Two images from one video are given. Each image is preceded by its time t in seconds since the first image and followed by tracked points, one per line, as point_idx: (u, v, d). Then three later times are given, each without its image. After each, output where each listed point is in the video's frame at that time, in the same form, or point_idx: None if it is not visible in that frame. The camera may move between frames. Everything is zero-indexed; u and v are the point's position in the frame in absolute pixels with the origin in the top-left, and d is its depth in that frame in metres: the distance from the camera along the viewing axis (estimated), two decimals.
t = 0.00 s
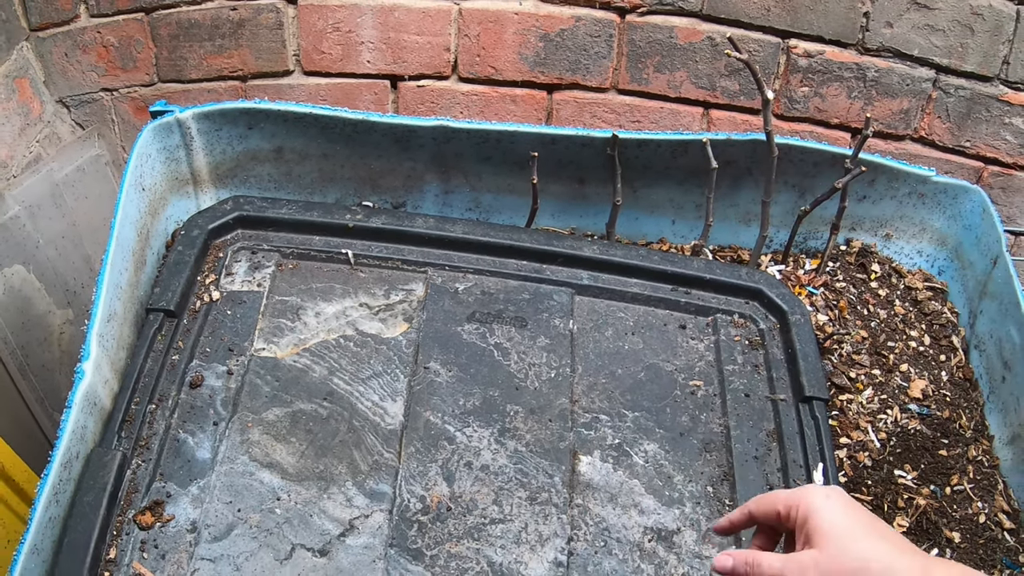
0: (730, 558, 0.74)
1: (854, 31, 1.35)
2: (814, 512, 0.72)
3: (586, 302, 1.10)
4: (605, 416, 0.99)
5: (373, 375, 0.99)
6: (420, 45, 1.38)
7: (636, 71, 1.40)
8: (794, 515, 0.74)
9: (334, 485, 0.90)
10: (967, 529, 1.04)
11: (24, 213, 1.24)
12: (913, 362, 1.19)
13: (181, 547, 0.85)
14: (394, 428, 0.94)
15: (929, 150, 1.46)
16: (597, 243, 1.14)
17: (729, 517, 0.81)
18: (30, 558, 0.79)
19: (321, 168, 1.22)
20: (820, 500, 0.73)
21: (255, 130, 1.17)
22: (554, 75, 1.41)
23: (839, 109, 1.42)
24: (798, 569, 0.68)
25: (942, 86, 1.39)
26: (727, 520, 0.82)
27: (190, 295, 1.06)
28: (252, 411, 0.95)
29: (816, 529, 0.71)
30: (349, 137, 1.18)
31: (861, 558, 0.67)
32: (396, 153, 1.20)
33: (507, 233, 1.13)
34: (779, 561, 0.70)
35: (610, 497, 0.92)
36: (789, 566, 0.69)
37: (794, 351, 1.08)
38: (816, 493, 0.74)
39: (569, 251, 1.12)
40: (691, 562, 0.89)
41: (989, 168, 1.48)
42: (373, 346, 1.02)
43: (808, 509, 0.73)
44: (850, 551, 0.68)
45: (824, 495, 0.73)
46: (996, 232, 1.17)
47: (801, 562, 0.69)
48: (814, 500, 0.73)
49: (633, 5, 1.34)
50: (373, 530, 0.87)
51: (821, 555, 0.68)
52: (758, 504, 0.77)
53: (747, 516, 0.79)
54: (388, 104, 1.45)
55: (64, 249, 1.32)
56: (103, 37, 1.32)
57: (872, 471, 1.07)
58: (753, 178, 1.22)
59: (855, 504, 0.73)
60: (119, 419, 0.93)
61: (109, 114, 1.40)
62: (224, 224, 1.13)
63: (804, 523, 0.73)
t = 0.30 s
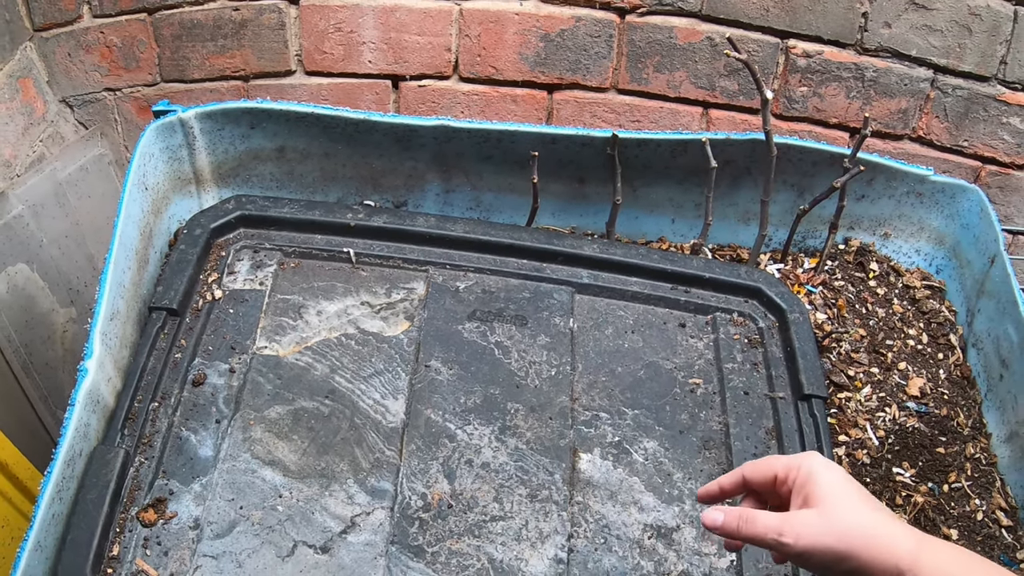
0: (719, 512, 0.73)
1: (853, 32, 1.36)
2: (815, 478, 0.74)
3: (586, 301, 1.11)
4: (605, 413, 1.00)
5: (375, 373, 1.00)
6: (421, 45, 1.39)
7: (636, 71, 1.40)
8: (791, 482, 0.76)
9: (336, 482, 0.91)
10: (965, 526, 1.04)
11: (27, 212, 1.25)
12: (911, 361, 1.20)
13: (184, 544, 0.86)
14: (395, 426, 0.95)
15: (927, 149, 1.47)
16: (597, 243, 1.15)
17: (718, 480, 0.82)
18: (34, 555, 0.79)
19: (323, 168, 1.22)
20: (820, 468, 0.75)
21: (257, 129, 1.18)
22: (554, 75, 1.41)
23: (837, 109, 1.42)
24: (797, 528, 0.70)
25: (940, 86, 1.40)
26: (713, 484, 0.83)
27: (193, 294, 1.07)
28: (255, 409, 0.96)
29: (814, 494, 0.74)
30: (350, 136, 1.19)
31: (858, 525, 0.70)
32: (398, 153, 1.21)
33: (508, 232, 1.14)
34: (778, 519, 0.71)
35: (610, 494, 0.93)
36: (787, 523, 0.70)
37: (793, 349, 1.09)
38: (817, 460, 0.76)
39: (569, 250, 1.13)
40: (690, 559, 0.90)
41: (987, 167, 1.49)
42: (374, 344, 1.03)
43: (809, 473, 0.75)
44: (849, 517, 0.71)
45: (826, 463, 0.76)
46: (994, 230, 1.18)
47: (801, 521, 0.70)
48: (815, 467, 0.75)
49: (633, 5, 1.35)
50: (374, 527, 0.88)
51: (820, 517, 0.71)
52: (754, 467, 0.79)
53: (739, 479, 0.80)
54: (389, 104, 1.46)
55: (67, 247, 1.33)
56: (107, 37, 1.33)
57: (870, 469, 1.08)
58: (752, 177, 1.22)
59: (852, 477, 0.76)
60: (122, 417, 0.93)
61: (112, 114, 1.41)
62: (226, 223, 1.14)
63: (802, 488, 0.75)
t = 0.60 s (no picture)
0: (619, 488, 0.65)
1: (851, 32, 1.36)
2: (722, 460, 0.67)
3: (586, 299, 1.12)
4: (605, 411, 1.00)
5: (376, 371, 1.00)
6: (422, 45, 1.40)
7: (636, 71, 1.41)
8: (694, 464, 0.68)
9: (338, 479, 0.91)
10: (963, 523, 1.05)
11: (31, 211, 1.26)
12: (909, 359, 1.21)
13: (186, 541, 0.86)
14: (397, 424, 0.96)
15: (925, 149, 1.48)
16: (597, 242, 1.15)
17: (622, 457, 0.74)
18: (37, 551, 0.80)
19: (325, 167, 1.23)
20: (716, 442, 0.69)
21: (259, 129, 1.18)
22: (555, 75, 1.42)
23: (836, 109, 1.43)
24: (706, 498, 0.63)
25: (938, 86, 1.40)
26: (614, 460, 0.74)
27: (196, 292, 1.08)
28: (256, 407, 0.97)
29: (719, 471, 0.67)
30: (352, 136, 1.19)
31: (768, 504, 0.63)
32: (399, 152, 1.21)
33: (508, 231, 1.14)
34: (687, 490, 0.63)
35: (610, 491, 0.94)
36: (696, 493, 0.63)
37: (792, 347, 1.09)
38: (722, 443, 0.69)
39: (569, 249, 1.13)
40: (690, 556, 0.91)
41: (984, 167, 1.50)
42: (376, 342, 1.03)
43: (715, 454, 0.68)
44: (760, 495, 0.63)
45: (735, 448, 0.69)
46: (991, 229, 1.18)
47: (709, 491, 0.63)
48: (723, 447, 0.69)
49: (633, 6, 1.36)
50: (376, 524, 0.88)
51: (727, 489, 0.64)
52: (659, 442, 0.71)
53: (641, 455, 0.73)
54: (390, 103, 1.47)
55: (70, 247, 1.34)
56: (110, 37, 1.33)
57: (869, 466, 1.09)
58: (751, 177, 1.23)
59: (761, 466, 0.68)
60: (125, 415, 0.94)
61: (115, 114, 1.42)
62: (229, 222, 1.15)
63: (704, 466, 0.68)
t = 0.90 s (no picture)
0: None
1: (849, 32, 1.37)
2: None
3: (586, 298, 1.13)
4: (605, 409, 1.01)
5: (378, 369, 1.01)
6: (423, 46, 1.40)
7: (636, 71, 1.41)
8: None
9: (340, 477, 0.92)
10: (961, 520, 1.06)
11: (35, 210, 1.27)
12: (907, 357, 1.21)
13: (189, 538, 0.87)
14: (398, 422, 0.97)
15: (923, 148, 1.48)
16: (597, 240, 1.16)
17: None
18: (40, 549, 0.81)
19: (326, 166, 1.24)
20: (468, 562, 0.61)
21: (262, 129, 1.19)
22: (555, 75, 1.43)
23: (834, 109, 1.44)
24: None
25: (936, 86, 1.41)
26: None
27: (198, 291, 1.09)
28: (259, 405, 0.97)
29: None
30: (353, 135, 1.20)
31: None
32: (400, 152, 1.22)
33: (509, 230, 1.15)
34: None
35: (610, 489, 0.95)
36: None
37: (790, 345, 1.10)
38: None
39: (570, 248, 1.14)
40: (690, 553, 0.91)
41: (982, 166, 1.51)
42: (377, 340, 1.04)
43: None
44: None
45: None
46: (989, 228, 1.19)
47: None
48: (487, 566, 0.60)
49: (633, 6, 1.36)
50: (377, 521, 0.89)
51: None
52: None
53: None
54: (392, 103, 1.47)
55: (74, 245, 1.35)
56: (113, 37, 1.34)
57: (867, 464, 1.09)
58: (751, 176, 1.24)
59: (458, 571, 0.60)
60: (128, 412, 0.95)
61: (118, 113, 1.42)
62: (231, 221, 1.15)
63: None
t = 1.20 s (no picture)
0: None
1: (848, 32, 1.37)
2: None
3: (586, 296, 1.13)
4: (605, 407, 1.02)
5: (379, 367, 1.02)
6: (424, 46, 1.41)
7: (636, 71, 1.42)
8: None
9: (341, 474, 0.93)
10: (959, 517, 1.07)
11: (39, 209, 1.27)
12: (905, 355, 1.22)
13: (192, 535, 0.88)
14: (399, 419, 0.97)
15: (921, 148, 1.49)
16: (597, 239, 1.17)
17: None
18: (44, 545, 0.81)
19: (328, 166, 1.25)
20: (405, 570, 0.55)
21: (264, 128, 1.20)
22: (556, 75, 1.43)
23: (833, 109, 1.44)
24: None
25: (934, 86, 1.42)
26: None
27: (201, 290, 1.09)
28: (261, 403, 0.98)
29: None
30: (354, 135, 1.21)
31: None
32: (401, 151, 1.23)
33: (510, 229, 1.16)
34: None
35: (610, 486, 0.95)
36: None
37: (789, 344, 1.11)
38: None
39: (570, 247, 1.15)
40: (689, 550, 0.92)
41: (980, 165, 1.51)
42: (379, 338, 1.05)
43: None
44: None
45: None
46: (986, 228, 1.19)
47: None
48: None
49: (633, 6, 1.37)
50: (379, 519, 0.90)
51: None
52: None
53: None
54: (393, 103, 1.48)
55: (78, 244, 1.35)
56: (116, 38, 1.35)
57: (865, 461, 1.10)
58: (750, 175, 1.24)
59: None
60: (131, 410, 0.96)
61: (121, 113, 1.43)
62: (234, 220, 1.16)
63: None
